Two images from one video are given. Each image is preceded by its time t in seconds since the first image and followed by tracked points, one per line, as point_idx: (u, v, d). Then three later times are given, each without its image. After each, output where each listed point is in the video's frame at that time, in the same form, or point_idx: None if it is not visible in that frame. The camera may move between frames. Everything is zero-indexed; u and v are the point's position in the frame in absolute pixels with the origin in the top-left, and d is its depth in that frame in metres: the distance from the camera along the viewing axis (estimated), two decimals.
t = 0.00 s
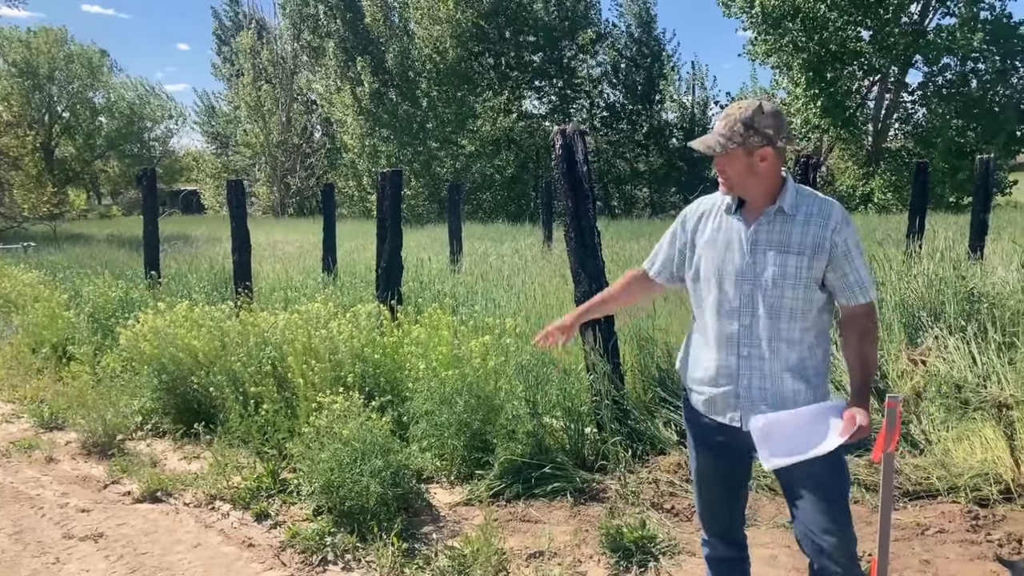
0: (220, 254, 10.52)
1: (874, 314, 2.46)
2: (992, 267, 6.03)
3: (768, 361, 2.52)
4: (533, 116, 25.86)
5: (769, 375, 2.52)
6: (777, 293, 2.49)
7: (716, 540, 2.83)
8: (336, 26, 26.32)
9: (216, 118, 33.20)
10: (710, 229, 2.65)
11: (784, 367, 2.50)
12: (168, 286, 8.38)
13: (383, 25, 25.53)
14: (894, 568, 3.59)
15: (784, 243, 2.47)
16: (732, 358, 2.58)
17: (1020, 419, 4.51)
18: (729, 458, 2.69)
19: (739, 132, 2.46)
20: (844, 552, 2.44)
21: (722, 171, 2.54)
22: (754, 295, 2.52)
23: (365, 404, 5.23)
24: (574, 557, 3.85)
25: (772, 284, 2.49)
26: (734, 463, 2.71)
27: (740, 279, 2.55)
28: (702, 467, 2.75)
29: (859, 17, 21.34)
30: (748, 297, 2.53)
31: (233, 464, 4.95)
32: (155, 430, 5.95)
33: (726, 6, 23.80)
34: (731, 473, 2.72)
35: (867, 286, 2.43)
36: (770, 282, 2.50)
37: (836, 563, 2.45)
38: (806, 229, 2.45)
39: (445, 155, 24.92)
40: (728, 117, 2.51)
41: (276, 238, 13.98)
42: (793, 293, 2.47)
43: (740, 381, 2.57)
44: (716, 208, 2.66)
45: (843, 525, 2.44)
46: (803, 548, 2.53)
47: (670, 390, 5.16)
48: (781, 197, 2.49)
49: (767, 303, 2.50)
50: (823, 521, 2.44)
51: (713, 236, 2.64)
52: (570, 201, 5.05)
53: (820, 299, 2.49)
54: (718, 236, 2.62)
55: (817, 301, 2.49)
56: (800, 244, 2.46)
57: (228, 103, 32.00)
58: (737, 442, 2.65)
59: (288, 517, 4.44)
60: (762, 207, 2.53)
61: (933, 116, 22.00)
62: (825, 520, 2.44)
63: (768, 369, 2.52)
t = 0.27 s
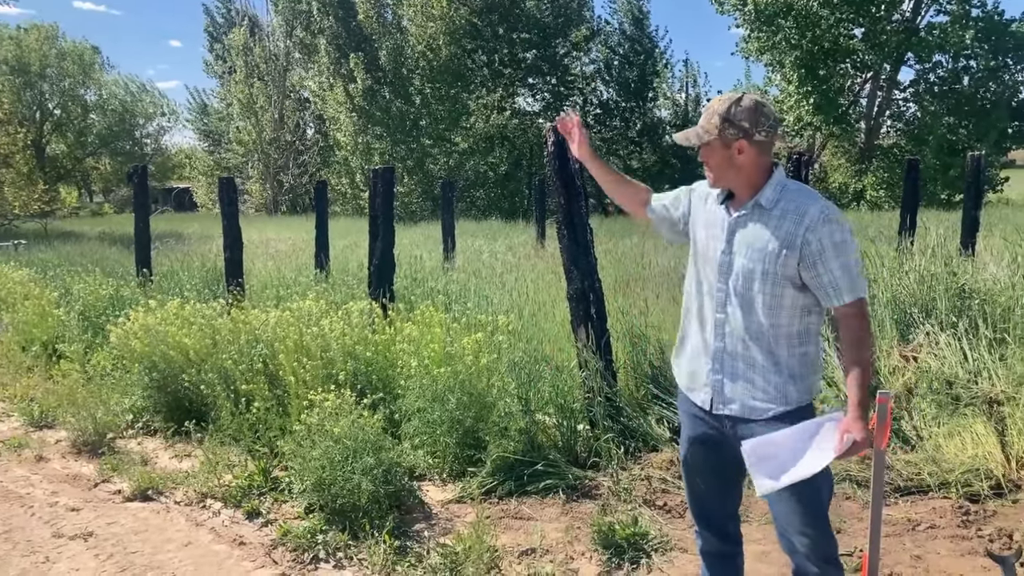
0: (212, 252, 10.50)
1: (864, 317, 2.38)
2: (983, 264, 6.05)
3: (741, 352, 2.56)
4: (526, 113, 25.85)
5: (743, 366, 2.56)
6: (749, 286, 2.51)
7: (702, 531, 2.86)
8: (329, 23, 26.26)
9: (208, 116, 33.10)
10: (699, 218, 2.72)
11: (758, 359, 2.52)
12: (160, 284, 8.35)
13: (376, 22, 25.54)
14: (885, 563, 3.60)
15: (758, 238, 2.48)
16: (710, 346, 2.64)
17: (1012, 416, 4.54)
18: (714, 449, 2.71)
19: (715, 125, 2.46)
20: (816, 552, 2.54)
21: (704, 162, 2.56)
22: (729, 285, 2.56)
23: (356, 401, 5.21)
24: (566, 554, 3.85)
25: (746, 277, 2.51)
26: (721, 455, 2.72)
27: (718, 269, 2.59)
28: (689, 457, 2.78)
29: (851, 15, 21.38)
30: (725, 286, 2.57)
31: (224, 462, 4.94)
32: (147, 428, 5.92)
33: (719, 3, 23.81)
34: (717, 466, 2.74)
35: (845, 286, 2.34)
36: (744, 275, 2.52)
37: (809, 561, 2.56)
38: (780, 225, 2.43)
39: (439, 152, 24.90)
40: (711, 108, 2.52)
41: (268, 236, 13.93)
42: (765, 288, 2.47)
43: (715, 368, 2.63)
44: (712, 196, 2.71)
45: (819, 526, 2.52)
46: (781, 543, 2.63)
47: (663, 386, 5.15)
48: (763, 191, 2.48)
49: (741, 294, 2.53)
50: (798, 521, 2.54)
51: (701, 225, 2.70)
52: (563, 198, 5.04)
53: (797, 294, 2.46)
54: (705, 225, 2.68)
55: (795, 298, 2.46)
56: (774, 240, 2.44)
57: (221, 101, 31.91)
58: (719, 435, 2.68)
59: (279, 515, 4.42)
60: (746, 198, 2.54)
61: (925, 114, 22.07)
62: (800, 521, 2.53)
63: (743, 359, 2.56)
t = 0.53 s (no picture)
0: (201, 253, 10.46)
1: (837, 324, 2.30)
2: (971, 265, 6.09)
3: (721, 349, 2.58)
4: (518, 115, 25.86)
5: (723, 362, 2.58)
6: (729, 286, 2.53)
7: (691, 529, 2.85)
8: (320, 24, 26.22)
9: (198, 117, 32.99)
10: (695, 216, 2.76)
11: (738, 358, 2.54)
12: (150, 286, 8.31)
13: (367, 23, 25.46)
14: (873, 564, 3.61)
15: (740, 237, 2.49)
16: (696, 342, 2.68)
17: (999, 416, 4.57)
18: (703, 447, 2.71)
19: (706, 123, 2.48)
20: (800, 553, 2.54)
21: (694, 160, 2.58)
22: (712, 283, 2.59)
23: (346, 403, 5.19)
24: (557, 556, 3.85)
25: (727, 276, 2.53)
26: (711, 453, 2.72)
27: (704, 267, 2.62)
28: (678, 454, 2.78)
29: (841, 17, 21.47)
30: (708, 284, 2.59)
31: (213, 465, 4.91)
32: (135, 431, 5.88)
33: (709, 5, 23.88)
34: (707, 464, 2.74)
35: (818, 291, 2.30)
36: (724, 275, 2.54)
37: (794, 562, 2.57)
38: (761, 225, 2.43)
39: (430, 153, 24.91)
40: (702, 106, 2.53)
41: (259, 237, 13.86)
42: (744, 288, 2.48)
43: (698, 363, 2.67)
44: (706, 194, 2.74)
45: (803, 528, 2.53)
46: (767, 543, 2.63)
47: (653, 388, 5.16)
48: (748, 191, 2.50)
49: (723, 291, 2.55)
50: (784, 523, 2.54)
51: (696, 223, 2.74)
52: (554, 199, 5.04)
53: (776, 296, 2.45)
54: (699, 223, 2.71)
55: (773, 300, 2.46)
56: (755, 239, 2.45)
57: (210, 102, 31.80)
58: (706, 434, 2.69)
59: (268, 518, 4.40)
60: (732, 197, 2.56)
61: (914, 116, 22.18)
62: (784, 523, 2.54)
63: (725, 356, 2.58)
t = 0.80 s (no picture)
0: (190, 253, 10.41)
1: (822, 326, 2.31)
2: (958, 264, 6.13)
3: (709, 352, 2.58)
4: (508, 114, 25.85)
5: (712, 363, 2.58)
6: (717, 288, 2.53)
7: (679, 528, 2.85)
8: (309, 22, 26.11)
9: (187, 115, 32.83)
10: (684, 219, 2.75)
11: (727, 359, 2.54)
12: (137, 285, 8.26)
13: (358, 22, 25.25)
14: (862, 562, 3.63)
15: (727, 240, 2.49)
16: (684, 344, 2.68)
17: (986, 414, 4.60)
18: (693, 447, 2.72)
19: (691, 125, 2.47)
20: (788, 553, 2.56)
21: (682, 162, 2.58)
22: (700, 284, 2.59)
23: (336, 403, 5.18)
24: (547, 555, 3.85)
25: (716, 278, 2.53)
26: (700, 453, 2.72)
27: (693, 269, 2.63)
28: (666, 454, 2.78)
29: (830, 17, 21.55)
30: (695, 285, 2.60)
31: (202, 465, 4.89)
32: (123, 431, 5.84)
33: (699, 4, 23.92)
34: (697, 464, 2.74)
35: (805, 293, 2.31)
36: (713, 277, 2.54)
37: (782, 561, 2.59)
38: (749, 227, 2.44)
39: (420, 152, 24.89)
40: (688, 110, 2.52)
41: (248, 237, 13.79)
42: (732, 290, 2.49)
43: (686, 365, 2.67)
44: (695, 196, 2.74)
45: (791, 527, 2.55)
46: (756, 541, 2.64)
47: (643, 386, 5.17)
48: (739, 193, 2.50)
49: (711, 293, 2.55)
50: (773, 524, 2.55)
51: (684, 225, 2.73)
52: (543, 198, 5.03)
53: (764, 298, 2.46)
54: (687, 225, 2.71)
55: (762, 301, 2.46)
56: (743, 242, 2.45)
57: (199, 100, 31.64)
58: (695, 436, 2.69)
59: (257, 518, 4.38)
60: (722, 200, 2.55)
61: (902, 115, 22.30)
62: (773, 521, 2.55)
63: (713, 358, 2.58)
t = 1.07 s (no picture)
0: (180, 253, 10.34)
1: (821, 319, 2.36)
2: (948, 263, 6.16)
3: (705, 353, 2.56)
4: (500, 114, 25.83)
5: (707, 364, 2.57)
6: (715, 287, 2.52)
7: (671, 529, 2.85)
8: (300, 22, 26.00)
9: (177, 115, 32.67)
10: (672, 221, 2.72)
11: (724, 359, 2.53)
12: (127, 285, 8.21)
13: (348, 21, 25.21)
14: (853, 560, 3.64)
15: (724, 238, 2.49)
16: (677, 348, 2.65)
17: (976, 413, 4.63)
18: (685, 450, 2.70)
19: (702, 118, 2.47)
20: (784, 551, 2.56)
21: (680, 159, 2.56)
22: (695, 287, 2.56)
23: (327, 403, 5.16)
24: (539, 555, 3.85)
25: (712, 278, 2.52)
26: (692, 455, 2.71)
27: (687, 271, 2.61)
28: (659, 458, 2.77)
29: (821, 17, 21.60)
30: (690, 285, 2.58)
31: (193, 466, 4.86)
32: (113, 432, 5.81)
33: (691, 4, 23.97)
34: (688, 467, 2.73)
35: (807, 287, 2.35)
36: (710, 277, 2.53)
37: (777, 559, 2.59)
38: (746, 225, 2.44)
39: (411, 151, 24.87)
40: (692, 105, 2.50)
41: (238, 236, 13.72)
42: (730, 289, 2.48)
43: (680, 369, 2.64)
44: (682, 198, 2.73)
45: (787, 525, 2.55)
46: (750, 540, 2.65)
47: (635, 386, 5.18)
48: (732, 193, 2.50)
49: (707, 295, 2.53)
50: (770, 523, 2.55)
51: (672, 227, 2.71)
52: (535, 197, 5.03)
53: (761, 295, 2.47)
54: (677, 228, 2.68)
55: (759, 299, 2.47)
56: (740, 241, 2.45)
57: (189, 99, 31.46)
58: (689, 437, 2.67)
59: (248, 519, 4.36)
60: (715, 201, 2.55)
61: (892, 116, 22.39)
62: (769, 519, 2.56)
63: (709, 360, 2.57)
